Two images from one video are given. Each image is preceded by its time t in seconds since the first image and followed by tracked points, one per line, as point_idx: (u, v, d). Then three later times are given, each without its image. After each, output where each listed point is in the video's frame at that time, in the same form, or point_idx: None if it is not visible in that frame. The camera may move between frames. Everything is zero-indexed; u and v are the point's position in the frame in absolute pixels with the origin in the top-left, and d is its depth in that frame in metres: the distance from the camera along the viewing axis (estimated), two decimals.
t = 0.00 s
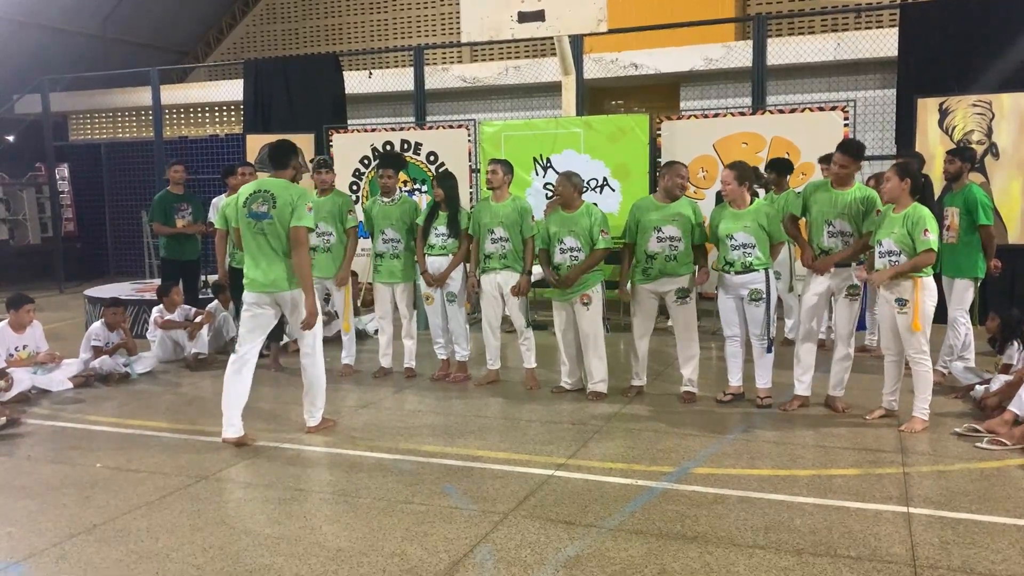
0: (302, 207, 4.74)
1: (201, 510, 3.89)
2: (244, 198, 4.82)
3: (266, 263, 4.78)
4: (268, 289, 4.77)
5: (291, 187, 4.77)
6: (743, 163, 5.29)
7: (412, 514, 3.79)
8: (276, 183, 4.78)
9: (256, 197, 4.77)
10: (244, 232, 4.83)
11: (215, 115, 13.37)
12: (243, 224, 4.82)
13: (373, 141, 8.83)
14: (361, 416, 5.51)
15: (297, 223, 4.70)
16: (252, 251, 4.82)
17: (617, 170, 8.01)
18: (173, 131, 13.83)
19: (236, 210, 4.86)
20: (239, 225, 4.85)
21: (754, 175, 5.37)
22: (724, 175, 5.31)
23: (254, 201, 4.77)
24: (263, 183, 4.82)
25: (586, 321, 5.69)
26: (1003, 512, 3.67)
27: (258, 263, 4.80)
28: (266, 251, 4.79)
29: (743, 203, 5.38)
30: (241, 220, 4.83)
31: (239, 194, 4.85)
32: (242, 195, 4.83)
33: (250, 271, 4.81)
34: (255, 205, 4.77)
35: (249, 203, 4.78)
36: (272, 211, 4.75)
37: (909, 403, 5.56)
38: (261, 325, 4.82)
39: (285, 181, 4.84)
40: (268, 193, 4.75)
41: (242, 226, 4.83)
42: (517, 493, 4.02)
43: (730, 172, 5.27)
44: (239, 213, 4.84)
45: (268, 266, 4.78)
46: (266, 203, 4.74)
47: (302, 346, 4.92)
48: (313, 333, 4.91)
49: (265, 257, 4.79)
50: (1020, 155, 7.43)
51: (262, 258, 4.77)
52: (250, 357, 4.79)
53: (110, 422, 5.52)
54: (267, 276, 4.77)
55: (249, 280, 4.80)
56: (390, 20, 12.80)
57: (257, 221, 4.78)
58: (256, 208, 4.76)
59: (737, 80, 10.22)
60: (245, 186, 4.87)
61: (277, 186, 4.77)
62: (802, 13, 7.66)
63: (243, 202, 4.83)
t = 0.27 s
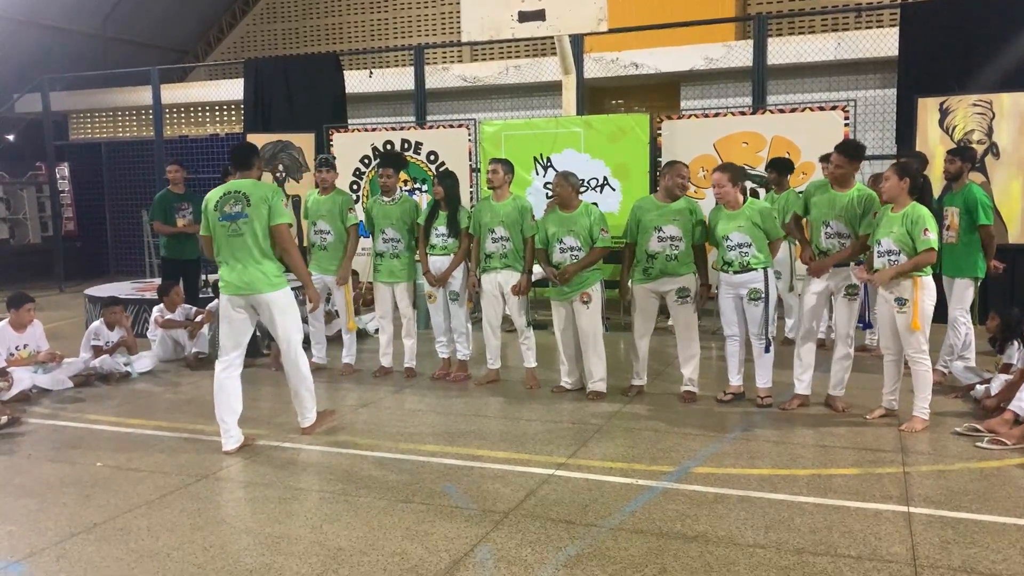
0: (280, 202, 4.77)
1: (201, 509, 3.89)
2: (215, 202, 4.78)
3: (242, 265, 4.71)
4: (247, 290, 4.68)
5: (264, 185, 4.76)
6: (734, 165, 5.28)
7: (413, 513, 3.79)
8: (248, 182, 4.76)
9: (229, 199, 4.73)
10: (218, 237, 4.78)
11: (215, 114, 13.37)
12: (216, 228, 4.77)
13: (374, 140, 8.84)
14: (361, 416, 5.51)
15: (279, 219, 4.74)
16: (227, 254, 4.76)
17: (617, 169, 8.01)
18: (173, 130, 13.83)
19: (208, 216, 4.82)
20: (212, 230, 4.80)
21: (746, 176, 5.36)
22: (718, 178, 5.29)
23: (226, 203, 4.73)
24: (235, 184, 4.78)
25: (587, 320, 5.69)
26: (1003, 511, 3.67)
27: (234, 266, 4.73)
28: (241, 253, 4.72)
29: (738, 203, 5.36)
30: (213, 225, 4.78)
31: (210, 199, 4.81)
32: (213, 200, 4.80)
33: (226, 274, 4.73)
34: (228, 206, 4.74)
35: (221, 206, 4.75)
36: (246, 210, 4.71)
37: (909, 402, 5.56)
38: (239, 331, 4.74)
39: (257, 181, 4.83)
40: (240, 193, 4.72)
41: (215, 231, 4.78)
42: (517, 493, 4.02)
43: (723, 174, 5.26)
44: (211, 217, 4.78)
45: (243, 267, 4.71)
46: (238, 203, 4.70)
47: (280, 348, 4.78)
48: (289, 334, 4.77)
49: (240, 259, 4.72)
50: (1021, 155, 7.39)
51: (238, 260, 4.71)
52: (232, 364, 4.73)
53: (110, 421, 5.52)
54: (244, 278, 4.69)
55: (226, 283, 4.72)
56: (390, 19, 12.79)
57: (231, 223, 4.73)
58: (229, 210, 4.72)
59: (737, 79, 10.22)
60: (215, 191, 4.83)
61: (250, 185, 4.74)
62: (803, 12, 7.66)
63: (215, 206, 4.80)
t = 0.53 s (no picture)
0: (267, 199, 4.72)
1: (201, 509, 3.89)
2: (196, 200, 4.67)
3: (229, 264, 4.63)
4: (235, 290, 4.60)
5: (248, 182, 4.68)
6: (727, 166, 5.29)
7: (413, 513, 3.79)
8: (231, 180, 4.67)
9: (211, 197, 4.63)
10: (201, 236, 4.67)
11: (215, 114, 13.36)
12: (199, 228, 4.66)
13: (373, 140, 8.84)
14: (361, 415, 5.50)
15: (269, 217, 4.71)
16: (211, 254, 4.66)
17: (616, 169, 8.01)
18: (173, 130, 13.82)
19: (190, 215, 4.70)
20: (194, 230, 4.69)
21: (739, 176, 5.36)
22: (711, 179, 5.30)
23: (209, 201, 4.63)
24: (217, 182, 4.68)
25: (585, 320, 5.70)
26: (1002, 511, 3.67)
27: (219, 265, 4.64)
28: (227, 253, 4.63)
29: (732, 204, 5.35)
30: (196, 224, 4.67)
31: (191, 197, 4.69)
32: (194, 198, 4.69)
33: (212, 274, 4.64)
34: (211, 205, 4.63)
35: (204, 204, 4.65)
36: (231, 208, 4.62)
37: (909, 402, 5.57)
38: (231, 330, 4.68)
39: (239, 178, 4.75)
40: (224, 191, 4.62)
41: (199, 231, 4.68)
42: (517, 493, 4.02)
43: (715, 176, 5.27)
44: (194, 217, 4.67)
45: (230, 267, 4.62)
46: (222, 202, 4.61)
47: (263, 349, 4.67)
48: (275, 332, 4.68)
49: (226, 259, 4.62)
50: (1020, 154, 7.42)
51: (224, 259, 4.62)
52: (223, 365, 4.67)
53: (109, 421, 5.52)
54: (231, 277, 4.60)
55: (213, 284, 4.63)
56: (390, 19, 12.79)
57: (216, 222, 4.63)
58: (212, 209, 4.62)
59: (737, 79, 10.22)
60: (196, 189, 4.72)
61: (233, 183, 4.65)
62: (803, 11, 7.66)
63: (197, 205, 4.69)
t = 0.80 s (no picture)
0: (259, 202, 4.48)
1: (200, 509, 3.89)
2: (187, 203, 4.50)
3: (219, 271, 4.47)
4: (224, 299, 4.46)
5: (237, 187, 4.45)
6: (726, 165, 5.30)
7: (412, 513, 3.79)
8: (220, 184, 4.45)
9: (201, 201, 4.44)
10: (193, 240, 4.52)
11: (214, 114, 13.35)
12: (190, 231, 4.50)
13: (372, 140, 8.84)
14: (360, 416, 5.50)
15: (262, 221, 4.49)
16: (203, 259, 4.52)
17: (615, 170, 8.01)
18: (172, 130, 13.82)
19: (181, 218, 4.54)
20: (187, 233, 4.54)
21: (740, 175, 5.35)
22: (711, 177, 5.28)
23: (199, 206, 4.44)
24: (207, 185, 4.48)
25: (583, 320, 5.71)
26: (1001, 511, 3.67)
27: (210, 272, 4.49)
28: (218, 259, 4.47)
29: (731, 204, 5.35)
30: (187, 227, 4.51)
31: (181, 200, 4.52)
32: (185, 201, 4.50)
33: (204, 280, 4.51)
34: (201, 209, 4.45)
35: (194, 208, 4.47)
36: (220, 214, 4.43)
37: (908, 402, 5.57)
38: (223, 331, 4.54)
39: (229, 179, 4.51)
40: (213, 196, 4.42)
41: (190, 234, 4.53)
42: (516, 493, 4.02)
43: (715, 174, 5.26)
44: (185, 220, 4.51)
45: (220, 274, 4.46)
46: (211, 208, 4.42)
47: (240, 356, 4.48)
48: (254, 341, 4.47)
49: (217, 265, 4.47)
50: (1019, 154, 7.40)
51: (214, 266, 4.47)
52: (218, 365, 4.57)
53: (108, 422, 5.52)
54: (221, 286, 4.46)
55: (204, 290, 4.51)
56: (389, 19, 12.79)
57: (205, 227, 4.46)
58: (202, 214, 4.44)
59: (735, 79, 10.23)
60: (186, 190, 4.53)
61: (222, 187, 4.43)
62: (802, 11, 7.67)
63: (189, 208, 4.52)
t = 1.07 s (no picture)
0: (240, 211, 4.36)
1: (199, 510, 3.89)
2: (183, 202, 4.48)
3: (206, 273, 4.44)
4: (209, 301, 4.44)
5: (224, 191, 4.36)
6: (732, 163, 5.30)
7: (411, 514, 3.79)
8: (209, 186, 4.38)
9: (192, 202, 4.41)
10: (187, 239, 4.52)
11: (213, 115, 13.35)
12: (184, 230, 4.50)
13: (371, 141, 8.84)
14: (359, 417, 5.50)
15: (240, 231, 4.37)
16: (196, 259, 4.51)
17: (614, 170, 8.02)
18: (171, 132, 13.82)
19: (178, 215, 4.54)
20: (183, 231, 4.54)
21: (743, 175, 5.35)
22: (716, 174, 5.29)
23: (190, 207, 4.41)
24: (199, 186, 4.43)
25: (583, 320, 5.72)
26: (999, 511, 3.67)
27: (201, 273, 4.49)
28: (206, 261, 4.44)
29: (733, 203, 5.36)
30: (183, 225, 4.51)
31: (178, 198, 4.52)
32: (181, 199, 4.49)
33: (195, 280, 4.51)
34: (192, 210, 4.42)
35: (186, 209, 4.45)
36: (207, 217, 4.37)
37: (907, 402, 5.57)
38: (217, 332, 4.50)
39: (220, 181, 4.43)
40: (201, 198, 4.37)
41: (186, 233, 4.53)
42: (515, 494, 4.02)
43: (721, 172, 5.26)
44: (180, 219, 4.51)
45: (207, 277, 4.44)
46: (198, 210, 4.37)
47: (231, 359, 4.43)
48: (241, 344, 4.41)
49: (205, 267, 4.45)
50: (1017, 155, 7.38)
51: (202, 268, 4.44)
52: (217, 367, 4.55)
53: (108, 423, 5.52)
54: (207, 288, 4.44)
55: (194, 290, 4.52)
56: (388, 20, 12.80)
57: (195, 229, 4.43)
58: (192, 215, 4.41)
59: (734, 80, 10.23)
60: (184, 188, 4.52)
61: (209, 190, 4.36)
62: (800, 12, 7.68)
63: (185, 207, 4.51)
